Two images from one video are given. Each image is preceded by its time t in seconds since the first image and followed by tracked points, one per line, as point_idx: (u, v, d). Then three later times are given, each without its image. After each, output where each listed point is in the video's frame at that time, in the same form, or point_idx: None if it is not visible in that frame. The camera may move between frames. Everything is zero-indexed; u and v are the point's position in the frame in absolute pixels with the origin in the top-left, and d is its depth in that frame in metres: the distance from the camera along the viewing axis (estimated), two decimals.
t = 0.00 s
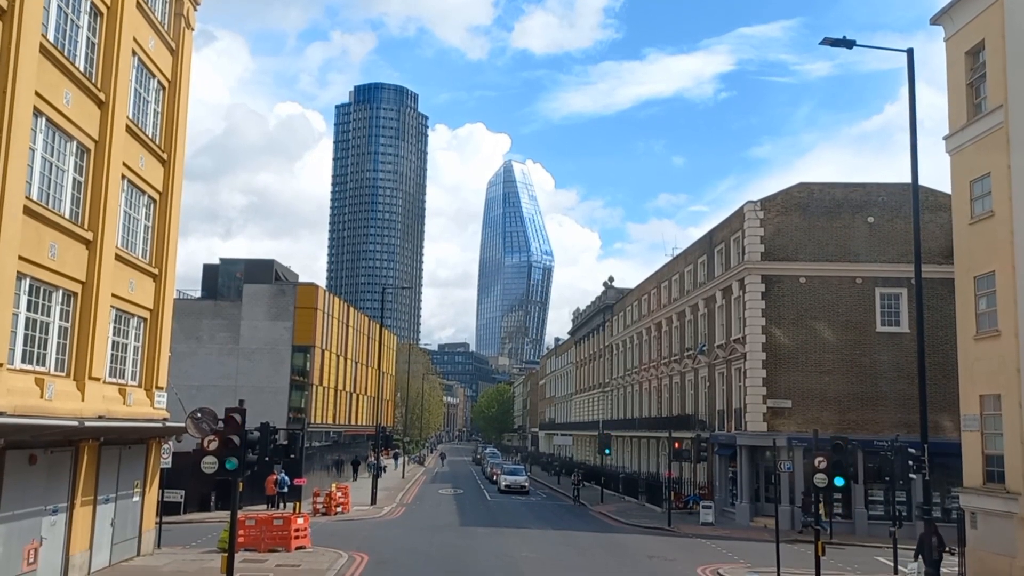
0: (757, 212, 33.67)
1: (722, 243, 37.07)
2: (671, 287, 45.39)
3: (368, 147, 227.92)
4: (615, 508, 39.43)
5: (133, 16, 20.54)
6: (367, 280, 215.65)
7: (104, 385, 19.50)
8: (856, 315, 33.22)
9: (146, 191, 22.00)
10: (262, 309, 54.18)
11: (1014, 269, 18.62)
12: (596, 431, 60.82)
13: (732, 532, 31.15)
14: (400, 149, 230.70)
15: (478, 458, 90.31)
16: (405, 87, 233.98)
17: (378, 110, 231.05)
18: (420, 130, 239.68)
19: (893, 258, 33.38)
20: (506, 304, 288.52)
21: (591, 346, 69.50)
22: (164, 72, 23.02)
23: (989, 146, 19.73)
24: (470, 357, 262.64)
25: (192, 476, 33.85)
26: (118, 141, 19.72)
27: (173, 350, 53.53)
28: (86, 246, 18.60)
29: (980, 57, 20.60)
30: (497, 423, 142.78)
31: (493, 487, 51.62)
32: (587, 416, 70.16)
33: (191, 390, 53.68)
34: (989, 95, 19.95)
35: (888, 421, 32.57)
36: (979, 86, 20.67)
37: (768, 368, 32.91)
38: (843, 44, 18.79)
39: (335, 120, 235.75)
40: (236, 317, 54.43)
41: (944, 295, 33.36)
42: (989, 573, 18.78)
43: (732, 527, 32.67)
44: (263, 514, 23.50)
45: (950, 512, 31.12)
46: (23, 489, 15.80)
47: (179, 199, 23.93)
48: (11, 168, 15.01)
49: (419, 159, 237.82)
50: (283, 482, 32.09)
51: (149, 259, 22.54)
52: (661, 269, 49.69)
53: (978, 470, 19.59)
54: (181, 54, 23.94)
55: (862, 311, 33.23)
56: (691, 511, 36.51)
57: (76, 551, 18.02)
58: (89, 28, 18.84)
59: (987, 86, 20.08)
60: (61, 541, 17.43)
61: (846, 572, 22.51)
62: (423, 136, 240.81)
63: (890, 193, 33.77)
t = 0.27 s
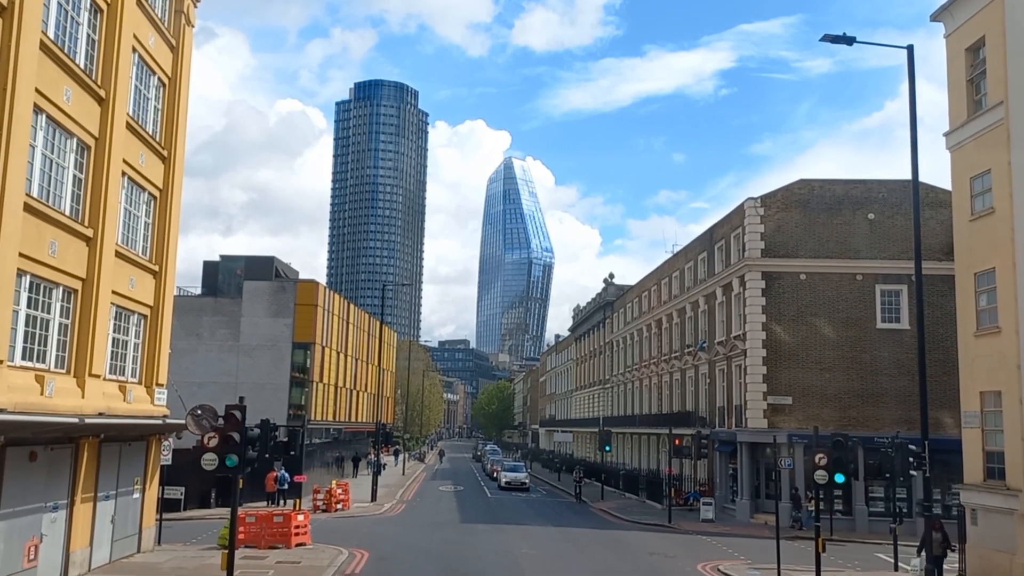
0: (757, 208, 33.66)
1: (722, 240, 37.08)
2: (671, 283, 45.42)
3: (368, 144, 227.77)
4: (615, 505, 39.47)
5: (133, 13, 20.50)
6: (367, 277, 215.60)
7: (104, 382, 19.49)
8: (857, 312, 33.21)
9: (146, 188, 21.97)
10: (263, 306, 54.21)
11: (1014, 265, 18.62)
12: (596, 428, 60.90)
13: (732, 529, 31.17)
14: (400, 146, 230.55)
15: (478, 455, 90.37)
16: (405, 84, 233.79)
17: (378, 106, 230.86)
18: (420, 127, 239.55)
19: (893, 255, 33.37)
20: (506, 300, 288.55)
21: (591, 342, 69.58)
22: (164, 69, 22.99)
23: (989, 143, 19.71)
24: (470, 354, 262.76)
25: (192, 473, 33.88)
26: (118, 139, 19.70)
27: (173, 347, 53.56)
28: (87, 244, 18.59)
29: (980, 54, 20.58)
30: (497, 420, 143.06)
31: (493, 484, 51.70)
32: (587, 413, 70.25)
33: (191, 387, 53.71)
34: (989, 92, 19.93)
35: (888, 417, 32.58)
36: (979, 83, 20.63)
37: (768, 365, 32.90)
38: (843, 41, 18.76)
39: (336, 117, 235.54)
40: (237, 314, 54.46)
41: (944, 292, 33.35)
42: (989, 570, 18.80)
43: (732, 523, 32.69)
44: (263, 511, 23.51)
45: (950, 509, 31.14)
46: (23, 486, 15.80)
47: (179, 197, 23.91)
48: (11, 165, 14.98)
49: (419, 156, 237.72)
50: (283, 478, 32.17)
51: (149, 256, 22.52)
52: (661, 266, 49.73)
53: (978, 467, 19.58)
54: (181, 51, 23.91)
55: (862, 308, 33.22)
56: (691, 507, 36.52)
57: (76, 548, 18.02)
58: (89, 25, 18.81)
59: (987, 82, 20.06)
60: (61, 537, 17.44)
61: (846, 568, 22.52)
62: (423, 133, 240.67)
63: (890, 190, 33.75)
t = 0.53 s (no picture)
0: (758, 206, 33.66)
1: (722, 238, 37.10)
2: (671, 281, 45.46)
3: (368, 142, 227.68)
4: (616, 502, 39.54)
5: (133, 10, 20.50)
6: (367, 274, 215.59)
7: (105, 380, 19.51)
8: (857, 309, 33.22)
9: (146, 185, 21.97)
10: (264, 304, 54.26)
11: (1014, 262, 18.62)
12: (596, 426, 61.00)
13: (732, 526, 31.19)
14: (400, 144, 230.48)
15: (478, 452, 90.43)
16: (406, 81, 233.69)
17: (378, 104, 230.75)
18: (420, 125, 239.48)
19: (893, 252, 33.35)
20: (507, 298, 288.61)
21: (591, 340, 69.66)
22: (164, 66, 22.99)
23: (990, 140, 19.71)
24: (470, 352, 262.92)
25: (194, 470, 33.95)
26: (118, 136, 19.70)
27: (174, 345, 53.60)
28: (87, 242, 18.60)
29: (981, 51, 20.55)
30: (497, 417, 143.30)
31: (494, 481, 51.77)
32: (588, 410, 70.36)
33: (192, 385, 53.76)
34: (990, 89, 19.91)
35: (889, 415, 32.59)
36: (980, 80, 20.62)
37: (769, 363, 32.91)
38: (844, 38, 18.75)
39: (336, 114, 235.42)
40: (237, 312, 54.51)
41: (944, 289, 33.35)
42: (989, 567, 18.82)
43: (732, 521, 32.72)
44: (264, 508, 23.54)
45: (950, 506, 31.17)
46: (24, 484, 15.81)
47: (179, 195, 23.91)
48: (11, 163, 14.98)
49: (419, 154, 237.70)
50: (283, 476, 32.31)
51: (149, 254, 22.52)
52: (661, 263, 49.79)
53: (979, 464, 19.59)
54: (181, 48, 23.90)
55: (862, 305, 33.22)
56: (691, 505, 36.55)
57: (77, 546, 18.05)
58: (89, 22, 18.81)
59: (988, 80, 20.04)
60: (62, 535, 17.47)
61: (846, 565, 22.55)
62: (423, 130, 240.85)
63: (890, 187, 33.75)
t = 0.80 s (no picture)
0: (757, 205, 33.65)
1: (722, 237, 37.11)
2: (671, 281, 45.49)
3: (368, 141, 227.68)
4: (616, 501, 39.57)
5: (133, 10, 20.49)
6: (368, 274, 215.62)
7: (105, 380, 19.52)
8: (857, 308, 33.21)
9: (146, 185, 21.96)
10: (264, 304, 54.30)
11: (1014, 262, 18.62)
12: (597, 425, 61.07)
13: (732, 526, 31.19)
14: (400, 143, 230.47)
15: (478, 452, 90.49)
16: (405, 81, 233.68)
17: (378, 103, 230.73)
18: (420, 124, 239.50)
19: (893, 252, 33.35)
20: (507, 298, 288.65)
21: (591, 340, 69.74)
22: (164, 66, 22.97)
23: (990, 139, 19.71)
24: (470, 351, 263.00)
25: (194, 470, 33.97)
26: (119, 136, 19.69)
27: (174, 344, 53.62)
28: (87, 241, 18.59)
29: (981, 50, 20.54)
30: (497, 416, 143.45)
31: (494, 480, 51.84)
32: (587, 410, 70.44)
33: (192, 385, 53.80)
34: (989, 88, 19.92)
35: (889, 414, 32.59)
36: (980, 79, 20.60)
37: (769, 362, 32.91)
38: (844, 37, 18.74)
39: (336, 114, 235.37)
40: (237, 312, 54.55)
41: (944, 289, 33.34)
42: (989, 566, 18.84)
43: (732, 520, 32.73)
44: (265, 508, 23.55)
45: (950, 506, 31.19)
46: (24, 484, 15.81)
47: (179, 195, 23.90)
48: (11, 162, 14.98)
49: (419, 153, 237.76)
50: (283, 476, 32.33)
51: (150, 254, 22.53)
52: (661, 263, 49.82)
53: (979, 463, 19.59)
54: (181, 48, 23.89)
55: (862, 305, 33.21)
56: (691, 504, 36.54)
57: (78, 546, 18.06)
58: (89, 22, 18.80)
59: (988, 79, 20.03)
60: (63, 535, 17.47)
61: (846, 564, 22.58)
62: (423, 130, 240.85)
63: (890, 187, 33.74)
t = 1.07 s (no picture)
0: (758, 205, 33.63)
1: (723, 237, 37.09)
2: (672, 280, 45.45)
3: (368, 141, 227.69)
4: (616, 501, 39.55)
5: (133, 10, 20.47)
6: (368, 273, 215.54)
7: (105, 380, 19.52)
8: (858, 308, 33.20)
9: (146, 185, 21.94)
10: (265, 303, 54.33)
11: (1015, 261, 18.61)
12: (597, 425, 61.10)
13: (732, 526, 31.17)
14: (400, 143, 230.46)
15: (478, 452, 90.57)
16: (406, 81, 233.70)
17: (378, 103, 230.75)
18: (420, 124, 239.57)
19: (894, 252, 33.34)
20: (507, 298, 288.71)
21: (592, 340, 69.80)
22: (164, 66, 22.95)
23: (991, 139, 19.69)
24: (470, 351, 263.05)
25: (194, 470, 33.99)
26: (119, 136, 19.68)
27: (175, 344, 53.63)
28: (87, 241, 18.59)
29: (982, 50, 20.52)
30: (498, 416, 143.63)
31: (494, 480, 51.86)
32: (587, 409, 70.49)
33: (192, 384, 53.83)
34: (991, 88, 19.90)
35: (889, 414, 32.58)
36: (981, 79, 20.59)
37: (769, 362, 32.89)
38: (845, 37, 18.72)
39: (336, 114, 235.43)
40: (238, 311, 54.56)
41: (944, 289, 33.32)
42: (989, 566, 18.84)
43: (733, 520, 32.71)
44: (265, 508, 23.54)
45: (950, 506, 31.19)
46: (25, 483, 15.82)
47: (179, 195, 23.89)
48: (11, 162, 14.99)
49: (419, 153, 237.79)
50: (283, 476, 32.33)
51: (150, 254, 22.52)
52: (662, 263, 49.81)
53: (980, 464, 19.58)
54: (181, 48, 23.88)
55: (862, 304, 33.21)
56: (691, 504, 36.55)
57: (78, 546, 18.05)
58: (89, 22, 18.78)
59: (989, 79, 20.02)
60: (63, 534, 17.45)
61: (846, 564, 22.58)
62: (423, 130, 240.87)
63: (891, 187, 33.73)
